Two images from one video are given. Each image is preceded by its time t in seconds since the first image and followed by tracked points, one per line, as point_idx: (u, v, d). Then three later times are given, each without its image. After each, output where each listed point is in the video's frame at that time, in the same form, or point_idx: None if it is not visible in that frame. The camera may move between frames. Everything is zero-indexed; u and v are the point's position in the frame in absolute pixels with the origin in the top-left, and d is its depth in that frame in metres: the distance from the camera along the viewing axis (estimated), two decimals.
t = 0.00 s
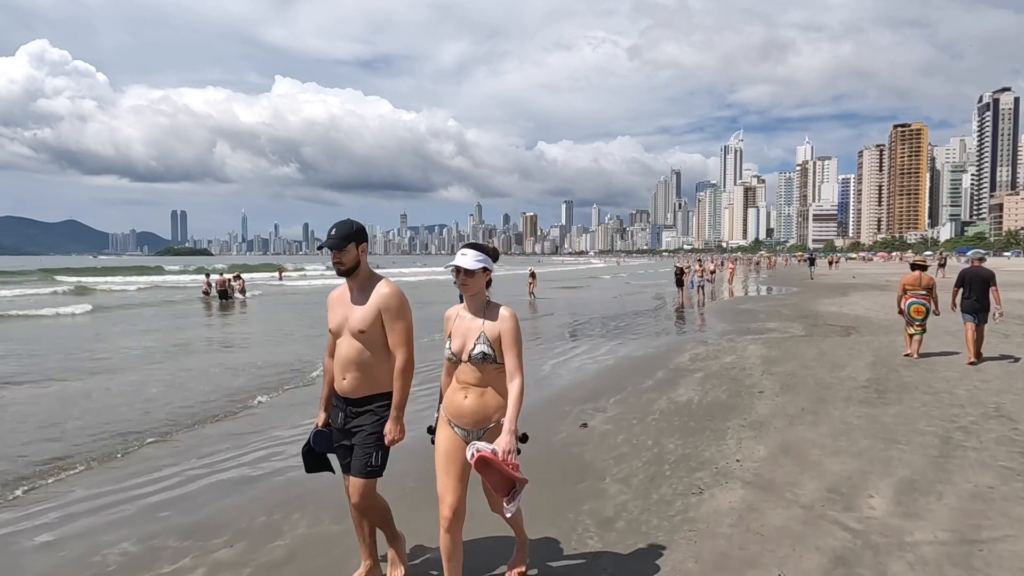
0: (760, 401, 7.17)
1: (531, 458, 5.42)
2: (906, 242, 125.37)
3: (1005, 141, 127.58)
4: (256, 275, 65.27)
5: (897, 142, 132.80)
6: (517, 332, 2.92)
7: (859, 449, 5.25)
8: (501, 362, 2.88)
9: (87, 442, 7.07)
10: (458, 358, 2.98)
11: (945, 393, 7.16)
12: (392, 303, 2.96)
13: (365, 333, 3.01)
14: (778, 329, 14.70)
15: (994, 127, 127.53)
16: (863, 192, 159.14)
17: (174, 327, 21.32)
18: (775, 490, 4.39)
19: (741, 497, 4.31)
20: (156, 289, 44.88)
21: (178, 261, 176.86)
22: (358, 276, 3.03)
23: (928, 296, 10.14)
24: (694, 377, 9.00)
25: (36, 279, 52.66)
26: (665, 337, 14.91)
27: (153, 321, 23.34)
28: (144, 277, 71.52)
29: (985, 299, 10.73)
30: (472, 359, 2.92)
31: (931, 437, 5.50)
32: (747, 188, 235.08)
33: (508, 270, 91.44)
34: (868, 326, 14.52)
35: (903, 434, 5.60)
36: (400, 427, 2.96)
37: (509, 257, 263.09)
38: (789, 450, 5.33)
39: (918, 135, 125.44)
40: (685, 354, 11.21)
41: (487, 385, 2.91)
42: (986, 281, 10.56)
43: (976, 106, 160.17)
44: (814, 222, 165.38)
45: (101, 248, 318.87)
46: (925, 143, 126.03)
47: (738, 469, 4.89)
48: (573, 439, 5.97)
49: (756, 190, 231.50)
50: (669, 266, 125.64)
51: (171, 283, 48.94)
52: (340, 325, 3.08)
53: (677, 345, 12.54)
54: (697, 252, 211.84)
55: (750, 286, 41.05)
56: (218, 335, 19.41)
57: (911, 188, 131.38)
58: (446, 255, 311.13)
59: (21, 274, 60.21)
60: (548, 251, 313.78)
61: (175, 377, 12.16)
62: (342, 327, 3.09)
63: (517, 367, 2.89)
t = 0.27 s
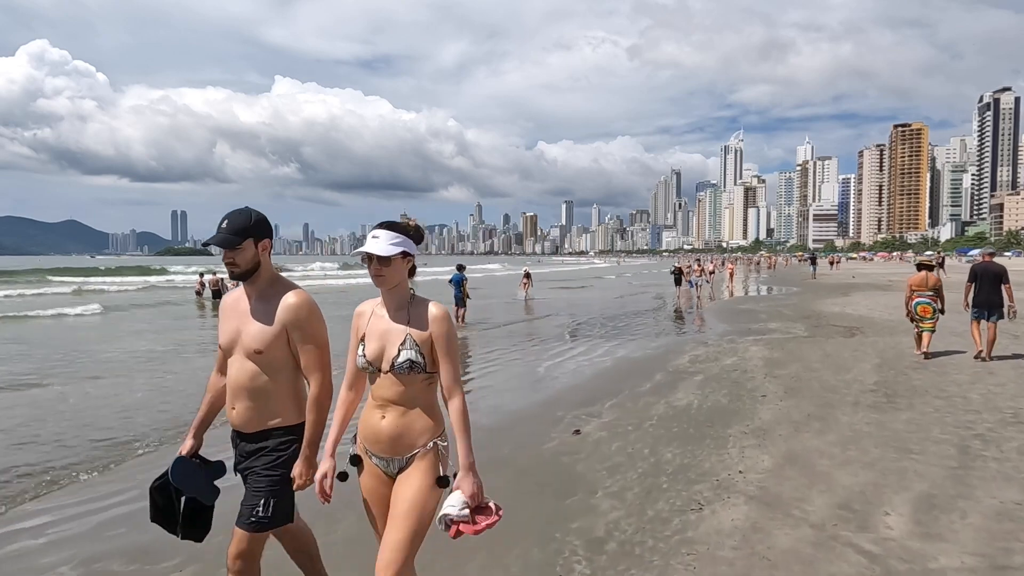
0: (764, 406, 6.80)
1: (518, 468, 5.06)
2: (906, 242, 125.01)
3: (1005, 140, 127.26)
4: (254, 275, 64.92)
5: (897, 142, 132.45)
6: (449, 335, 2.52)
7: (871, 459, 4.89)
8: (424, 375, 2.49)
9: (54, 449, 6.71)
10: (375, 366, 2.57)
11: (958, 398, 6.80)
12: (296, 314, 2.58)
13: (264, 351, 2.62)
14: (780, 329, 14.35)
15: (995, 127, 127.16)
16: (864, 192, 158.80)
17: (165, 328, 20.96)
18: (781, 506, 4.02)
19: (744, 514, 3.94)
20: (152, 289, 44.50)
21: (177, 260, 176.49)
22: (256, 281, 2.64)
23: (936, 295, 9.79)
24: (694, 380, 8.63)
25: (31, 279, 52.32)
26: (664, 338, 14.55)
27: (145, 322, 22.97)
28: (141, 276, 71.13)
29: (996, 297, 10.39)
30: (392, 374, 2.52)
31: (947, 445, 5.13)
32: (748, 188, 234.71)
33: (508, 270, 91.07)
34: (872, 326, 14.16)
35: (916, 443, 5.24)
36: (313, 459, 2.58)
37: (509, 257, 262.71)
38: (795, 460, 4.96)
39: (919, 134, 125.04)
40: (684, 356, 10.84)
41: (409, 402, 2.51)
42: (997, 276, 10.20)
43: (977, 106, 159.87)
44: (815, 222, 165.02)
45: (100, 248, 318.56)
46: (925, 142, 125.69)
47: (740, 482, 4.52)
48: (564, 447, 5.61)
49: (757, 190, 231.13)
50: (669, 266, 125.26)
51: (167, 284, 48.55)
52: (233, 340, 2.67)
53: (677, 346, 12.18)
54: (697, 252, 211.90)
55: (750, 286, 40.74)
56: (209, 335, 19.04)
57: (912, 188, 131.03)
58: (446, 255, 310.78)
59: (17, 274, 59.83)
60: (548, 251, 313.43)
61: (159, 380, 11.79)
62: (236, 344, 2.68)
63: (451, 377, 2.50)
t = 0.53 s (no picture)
0: (769, 416, 6.41)
1: (501, 488, 4.67)
2: (908, 241, 124.48)
3: (1008, 140, 126.73)
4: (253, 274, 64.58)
5: (899, 141, 131.96)
6: (335, 399, 1.95)
7: (885, 480, 4.49)
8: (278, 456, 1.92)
9: (15, 460, 6.33)
10: (222, 440, 2.04)
11: (975, 408, 6.39)
12: (124, 335, 2.13)
13: (86, 382, 2.18)
14: (783, 332, 13.95)
15: (997, 126, 126.60)
16: (865, 192, 158.24)
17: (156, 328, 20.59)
18: (791, 537, 3.62)
19: (748, 546, 3.55)
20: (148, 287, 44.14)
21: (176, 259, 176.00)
22: (84, 290, 2.23)
23: (945, 295, 9.38)
24: (694, 386, 8.24)
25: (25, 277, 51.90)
26: (664, 340, 14.16)
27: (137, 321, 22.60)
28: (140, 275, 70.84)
29: (1009, 298, 9.95)
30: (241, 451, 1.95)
31: (967, 464, 4.74)
32: (749, 188, 234.15)
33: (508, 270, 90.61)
34: (878, 329, 13.76)
35: (933, 462, 4.83)
36: (127, 516, 2.13)
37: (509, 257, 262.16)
38: (801, 479, 4.58)
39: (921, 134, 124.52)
40: (685, 360, 10.46)
41: (268, 490, 1.93)
42: (1007, 280, 9.80)
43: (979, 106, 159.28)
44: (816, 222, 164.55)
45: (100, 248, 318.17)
46: (927, 142, 125.21)
47: (744, 508, 4.12)
48: (553, 463, 5.21)
49: (758, 190, 230.59)
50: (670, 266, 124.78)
51: (161, 283, 47.99)
52: (53, 364, 2.26)
53: (677, 350, 11.79)
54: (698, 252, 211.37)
55: (752, 286, 40.34)
56: (200, 335, 18.67)
57: (914, 188, 130.52)
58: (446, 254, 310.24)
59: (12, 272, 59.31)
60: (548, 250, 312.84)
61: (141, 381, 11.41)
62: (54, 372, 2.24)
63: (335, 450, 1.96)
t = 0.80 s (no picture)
0: (773, 424, 6.02)
1: (481, 504, 4.33)
2: (914, 241, 123.60)
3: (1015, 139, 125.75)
4: (256, 273, 64.44)
5: (905, 140, 131.07)
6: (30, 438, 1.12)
7: (898, 495, 4.13)
8: None
9: None
10: None
11: (992, 415, 6.02)
12: None
13: None
14: (789, 333, 13.54)
15: (1005, 125, 125.59)
16: (871, 191, 157.32)
17: (151, 327, 20.32)
18: (794, 562, 3.28)
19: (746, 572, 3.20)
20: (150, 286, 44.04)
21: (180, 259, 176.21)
22: None
23: (957, 296, 8.99)
24: (694, 391, 7.86)
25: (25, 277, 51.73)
26: (665, 341, 13.78)
27: (133, 320, 22.36)
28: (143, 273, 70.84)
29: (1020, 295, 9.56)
30: None
31: (987, 477, 4.37)
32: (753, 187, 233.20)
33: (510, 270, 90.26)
34: (887, 330, 13.34)
35: (950, 474, 4.47)
36: None
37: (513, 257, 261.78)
38: (807, 493, 4.22)
39: (928, 133, 123.64)
40: (685, 363, 10.08)
41: None
42: (1016, 278, 9.41)
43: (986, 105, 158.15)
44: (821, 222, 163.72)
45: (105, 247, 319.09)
46: (934, 141, 124.33)
47: (743, 526, 3.77)
48: (540, 475, 4.86)
49: (763, 190, 229.67)
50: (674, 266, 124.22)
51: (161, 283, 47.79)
52: None
53: (678, 352, 11.43)
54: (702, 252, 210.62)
55: (757, 287, 39.87)
56: (195, 334, 18.40)
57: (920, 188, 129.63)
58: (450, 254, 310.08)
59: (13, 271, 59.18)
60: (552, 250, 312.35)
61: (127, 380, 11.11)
62: None
63: (21, 516, 1.14)
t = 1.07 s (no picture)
0: (781, 437, 5.68)
1: (465, 529, 4.01)
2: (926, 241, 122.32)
3: None
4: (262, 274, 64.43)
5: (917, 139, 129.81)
6: None
7: (919, 523, 3.77)
8: None
9: None
10: None
11: (1016, 429, 5.65)
12: None
13: None
14: (797, 337, 13.18)
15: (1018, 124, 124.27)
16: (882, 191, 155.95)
17: (151, 328, 20.19)
18: None
19: None
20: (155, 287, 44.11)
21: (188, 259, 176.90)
22: None
23: (978, 297, 8.58)
24: (698, 399, 7.53)
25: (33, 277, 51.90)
26: (669, 346, 13.45)
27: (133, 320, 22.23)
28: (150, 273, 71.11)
29: None
30: None
31: (1016, 503, 4.00)
32: (762, 187, 231.79)
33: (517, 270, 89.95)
34: (898, 334, 12.98)
35: (973, 498, 4.11)
36: None
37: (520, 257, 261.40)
38: (818, 521, 3.87)
39: (939, 132, 122.42)
40: (690, 369, 9.75)
41: None
42: None
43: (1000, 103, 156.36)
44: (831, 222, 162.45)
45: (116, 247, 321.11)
46: (946, 140, 123.06)
47: (747, 559, 3.43)
48: (530, 495, 4.53)
49: (772, 190, 228.32)
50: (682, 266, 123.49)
51: (167, 284, 47.77)
52: None
53: (684, 356, 11.07)
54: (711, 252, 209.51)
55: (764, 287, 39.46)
56: (193, 337, 18.23)
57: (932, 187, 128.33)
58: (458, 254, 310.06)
59: (21, 272, 59.43)
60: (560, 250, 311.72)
61: (119, 385, 10.92)
62: None
63: None
